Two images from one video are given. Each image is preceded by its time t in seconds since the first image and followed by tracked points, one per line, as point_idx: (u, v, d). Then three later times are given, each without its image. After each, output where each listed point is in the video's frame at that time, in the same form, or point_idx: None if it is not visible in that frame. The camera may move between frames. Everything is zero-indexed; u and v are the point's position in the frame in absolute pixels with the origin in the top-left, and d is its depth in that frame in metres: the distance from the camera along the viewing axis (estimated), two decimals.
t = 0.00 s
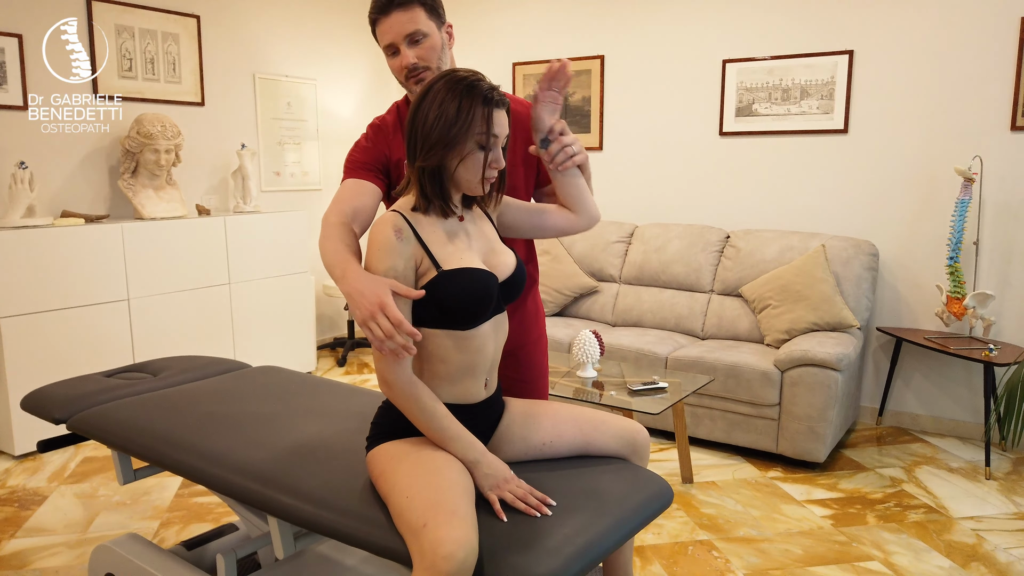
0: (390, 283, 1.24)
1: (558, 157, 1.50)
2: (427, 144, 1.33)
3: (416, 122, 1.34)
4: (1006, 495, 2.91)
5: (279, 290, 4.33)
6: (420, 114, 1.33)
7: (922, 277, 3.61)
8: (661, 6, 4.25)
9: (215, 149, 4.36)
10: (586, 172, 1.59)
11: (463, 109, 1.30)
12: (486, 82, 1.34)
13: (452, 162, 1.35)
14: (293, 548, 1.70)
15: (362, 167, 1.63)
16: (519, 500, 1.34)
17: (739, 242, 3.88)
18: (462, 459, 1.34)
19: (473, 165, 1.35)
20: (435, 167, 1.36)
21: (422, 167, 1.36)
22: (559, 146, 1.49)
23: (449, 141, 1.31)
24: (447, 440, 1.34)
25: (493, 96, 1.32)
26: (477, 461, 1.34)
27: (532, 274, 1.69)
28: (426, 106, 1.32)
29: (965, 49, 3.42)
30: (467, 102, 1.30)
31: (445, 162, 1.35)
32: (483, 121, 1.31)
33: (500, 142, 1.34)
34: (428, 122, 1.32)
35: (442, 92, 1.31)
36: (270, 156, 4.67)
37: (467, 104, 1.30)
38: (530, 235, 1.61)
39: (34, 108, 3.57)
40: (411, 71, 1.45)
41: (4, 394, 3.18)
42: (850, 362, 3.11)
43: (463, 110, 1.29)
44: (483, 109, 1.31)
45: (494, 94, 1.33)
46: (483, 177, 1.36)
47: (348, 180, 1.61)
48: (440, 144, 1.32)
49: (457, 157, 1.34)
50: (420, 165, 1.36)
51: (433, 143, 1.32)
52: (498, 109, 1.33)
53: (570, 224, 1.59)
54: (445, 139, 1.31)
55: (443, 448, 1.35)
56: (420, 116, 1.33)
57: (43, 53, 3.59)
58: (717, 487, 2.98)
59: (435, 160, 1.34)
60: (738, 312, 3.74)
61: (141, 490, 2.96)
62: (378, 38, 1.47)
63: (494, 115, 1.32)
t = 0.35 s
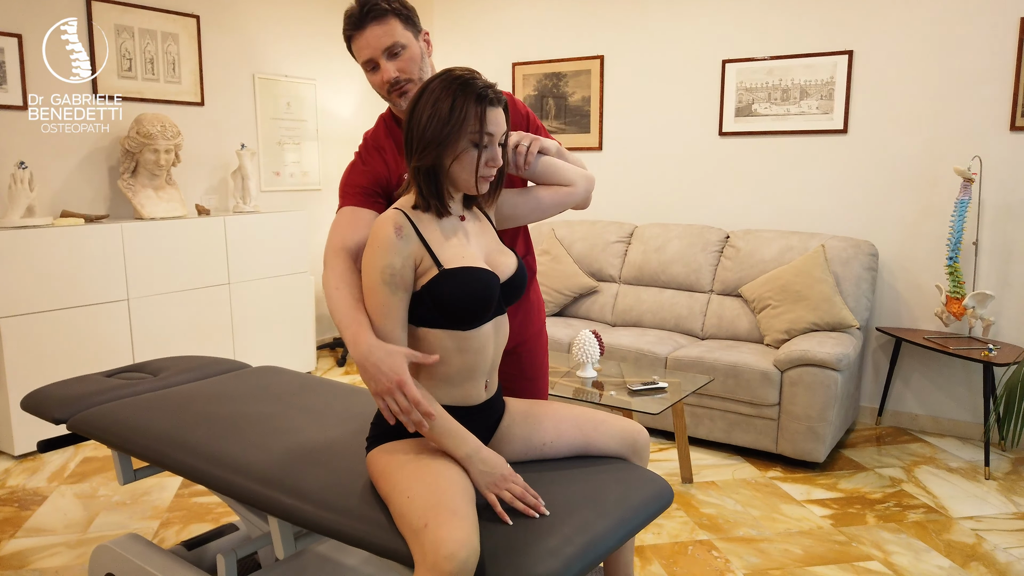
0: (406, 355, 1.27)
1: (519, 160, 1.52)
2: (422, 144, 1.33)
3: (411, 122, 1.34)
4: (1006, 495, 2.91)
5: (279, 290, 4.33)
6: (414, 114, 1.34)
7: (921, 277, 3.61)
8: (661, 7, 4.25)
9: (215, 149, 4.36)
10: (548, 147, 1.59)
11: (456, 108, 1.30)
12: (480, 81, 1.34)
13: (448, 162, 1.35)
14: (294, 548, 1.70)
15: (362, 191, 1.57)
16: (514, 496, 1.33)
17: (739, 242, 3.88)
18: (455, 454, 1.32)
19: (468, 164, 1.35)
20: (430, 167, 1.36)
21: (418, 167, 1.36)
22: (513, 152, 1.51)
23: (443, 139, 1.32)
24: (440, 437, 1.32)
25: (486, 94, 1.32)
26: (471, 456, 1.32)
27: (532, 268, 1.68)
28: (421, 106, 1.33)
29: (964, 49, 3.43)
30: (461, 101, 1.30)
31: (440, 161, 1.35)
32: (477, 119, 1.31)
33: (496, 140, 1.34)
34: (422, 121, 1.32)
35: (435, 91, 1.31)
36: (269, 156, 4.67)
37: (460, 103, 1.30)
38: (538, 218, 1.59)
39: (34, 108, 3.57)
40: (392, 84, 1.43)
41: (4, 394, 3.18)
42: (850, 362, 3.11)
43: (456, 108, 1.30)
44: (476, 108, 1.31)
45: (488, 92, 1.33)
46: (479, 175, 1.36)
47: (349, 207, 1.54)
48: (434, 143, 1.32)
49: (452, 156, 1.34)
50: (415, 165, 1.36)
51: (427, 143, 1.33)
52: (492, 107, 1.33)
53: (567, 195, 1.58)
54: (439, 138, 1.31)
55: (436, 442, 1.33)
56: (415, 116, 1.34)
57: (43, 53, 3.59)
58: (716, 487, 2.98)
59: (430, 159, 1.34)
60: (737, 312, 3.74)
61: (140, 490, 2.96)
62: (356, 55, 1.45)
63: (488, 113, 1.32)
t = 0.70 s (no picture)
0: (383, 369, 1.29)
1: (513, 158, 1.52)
2: (420, 145, 1.35)
3: (412, 124, 1.36)
4: (1004, 495, 2.91)
5: (278, 290, 4.33)
6: (415, 116, 1.36)
7: (920, 278, 3.61)
8: (660, 7, 4.25)
9: (214, 149, 4.36)
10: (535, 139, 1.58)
11: (450, 109, 1.30)
12: (477, 81, 1.34)
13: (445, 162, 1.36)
14: (293, 549, 1.71)
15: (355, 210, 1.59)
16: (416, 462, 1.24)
17: (738, 243, 3.89)
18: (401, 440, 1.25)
19: (466, 164, 1.37)
20: (429, 168, 1.37)
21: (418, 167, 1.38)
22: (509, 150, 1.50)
23: (439, 141, 1.33)
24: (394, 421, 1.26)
25: (482, 94, 1.32)
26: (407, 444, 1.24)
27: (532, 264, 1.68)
28: (420, 108, 1.35)
29: (963, 50, 3.43)
30: (455, 102, 1.31)
31: (439, 161, 1.36)
32: (471, 119, 1.31)
33: (492, 141, 1.35)
34: (420, 123, 1.34)
35: (432, 93, 1.32)
36: (269, 157, 4.68)
37: (454, 104, 1.31)
38: (544, 206, 1.60)
39: (34, 108, 3.57)
40: (379, 96, 1.44)
41: (3, 394, 3.18)
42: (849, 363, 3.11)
43: (451, 109, 1.30)
44: (471, 108, 1.31)
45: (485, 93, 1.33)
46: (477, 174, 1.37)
47: (344, 227, 1.56)
48: (431, 145, 1.34)
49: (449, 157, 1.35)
50: (415, 166, 1.38)
51: (424, 144, 1.34)
52: (489, 107, 1.33)
53: (568, 180, 1.57)
54: (435, 139, 1.33)
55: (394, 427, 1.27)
56: (415, 118, 1.36)
57: (43, 53, 3.59)
58: (715, 488, 2.98)
59: (428, 160, 1.36)
60: (737, 312, 3.74)
61: (140, 491, 2.96)
62: (342, 68, 1.46)
63: (483, 114, 1.32)
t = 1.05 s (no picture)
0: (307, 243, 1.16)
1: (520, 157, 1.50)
2: (423, 146, 1.36)
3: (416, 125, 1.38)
4: (1003, 495, 2.91)
5: (278, 290, 4.33)
6: (419, 118, 1.37)
7: (919, 278, 3.62)
8: (659, 7, 4.25)
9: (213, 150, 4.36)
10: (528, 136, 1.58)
11: (452, 111, 1.32)
12: (480, 83, 1.35)
13: (447, 162, 1.37)
14: (291, 550, 1.71)
15: (338, 185, 1.60)
16: (253, 231, 1.05)
17: (737, 243, 3.89)
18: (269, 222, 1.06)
19: (468, 165, 1.37)
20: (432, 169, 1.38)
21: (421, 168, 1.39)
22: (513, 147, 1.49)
23: (440, 142, 1.34)
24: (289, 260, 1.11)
25: (483, 96, 1.33)
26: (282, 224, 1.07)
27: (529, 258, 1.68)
28: (424, 110, 1.36)
29: (960, 51, 3.44)
30: (457, 104, 1.32)
31: (441, 163, 1.37)
32: (472, 121, 1.32)
33: (493, 143, 1.35)
34: (423, 124, 1.35)
35: (436, 95, 1.34)
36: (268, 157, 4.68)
37: (457, 106, 1.32)
38: (553, 197, 1.61)
39: (34, 109, 3.58)
40: (377, 82, 1.44)
41: (3, 395, 3.19)
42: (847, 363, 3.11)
43: (453, 111, 1.32)
44: (472, 110, 1.32)
45: (488, 94, 1.34)
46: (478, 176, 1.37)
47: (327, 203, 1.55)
48: (433, 146, 1.35)
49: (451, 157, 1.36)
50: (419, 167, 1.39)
51: (427, 145, 1.35)
52: (490, 110, 1.34)
53: (577, 169, 1.59)
54: (437, 140, 1.34)
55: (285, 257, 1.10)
56: (419, 120, 1.37)
57: (43, 54, 3.60)
58: (714, 488, 2.98)
59: (430, 162, 1.37)
60: (735, 312, 3.74)
61: (139, 491, 2.96)
62: (344, 52, 1.46)
63: (485, 116, 1.33)
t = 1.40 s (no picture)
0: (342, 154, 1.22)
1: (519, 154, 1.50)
2: (426, 143, 1.36)
3: (419, 122, 1.37)
4: (1002, 495, 2.91)
5: (277, 290, 4.33)
6: (422, 115, 1.37)
7: (918, 278, 3.62)
8: (658, 7, 4.25)
9: (213, 150, 4.36)
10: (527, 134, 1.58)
11: (457, 108, 1.32)
12: (485, 81, 1.35)
13: (450, 161, 1.37)
14: (292, 550, 1.71)
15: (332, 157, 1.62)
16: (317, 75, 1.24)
17: (736, 243, 3.89)
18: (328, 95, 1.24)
19: (471, 164, 1.37)
20: (434, 167, 1.38)
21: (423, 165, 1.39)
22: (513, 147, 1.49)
23: (444, 140, 1.34)
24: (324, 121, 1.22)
25: (488, 95, 1.33)
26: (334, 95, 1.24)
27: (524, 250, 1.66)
28: (428, 107, 1.35)
29: (960, 51, 3.44)
30: (462, 102, 1.31)
31: (443, 160, 1.37)
32: (477, 119, 1.32)
33: (496, 142, 1.35)
34: (427, 121, 1.35)
35: (440, 92, 1.33)
36: (267, 157, 4.68)
37: (461, 104, 1.32)
38: (552, 196, 1.60)
39: (34, 109, 3.58)
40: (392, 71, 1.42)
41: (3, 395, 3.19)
42: (847, 363, 3.12)
43: (458, 109, 1.31)
44: (477, 109, 1.32)
45: (493, 93, 1.34)
46: (480, 175, 1.37)
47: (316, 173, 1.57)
48: (437, 143, 1.35)
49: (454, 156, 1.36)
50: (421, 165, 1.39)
51: (431, 143, 1.35)
52: (495, 109, 1.33)
53: (574, 167, 1.58)
54: (440, 138, 1.34)
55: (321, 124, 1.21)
56: (422, 117, 1.37)
57: (43, 54, 3.60)
58: (714, 488, 2.98)
59: (433, 160, 1.37)
60: (735, 312, 3.74)
61: (139, 491, 2.96)
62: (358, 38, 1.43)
63: (489, 115, 1.33)
